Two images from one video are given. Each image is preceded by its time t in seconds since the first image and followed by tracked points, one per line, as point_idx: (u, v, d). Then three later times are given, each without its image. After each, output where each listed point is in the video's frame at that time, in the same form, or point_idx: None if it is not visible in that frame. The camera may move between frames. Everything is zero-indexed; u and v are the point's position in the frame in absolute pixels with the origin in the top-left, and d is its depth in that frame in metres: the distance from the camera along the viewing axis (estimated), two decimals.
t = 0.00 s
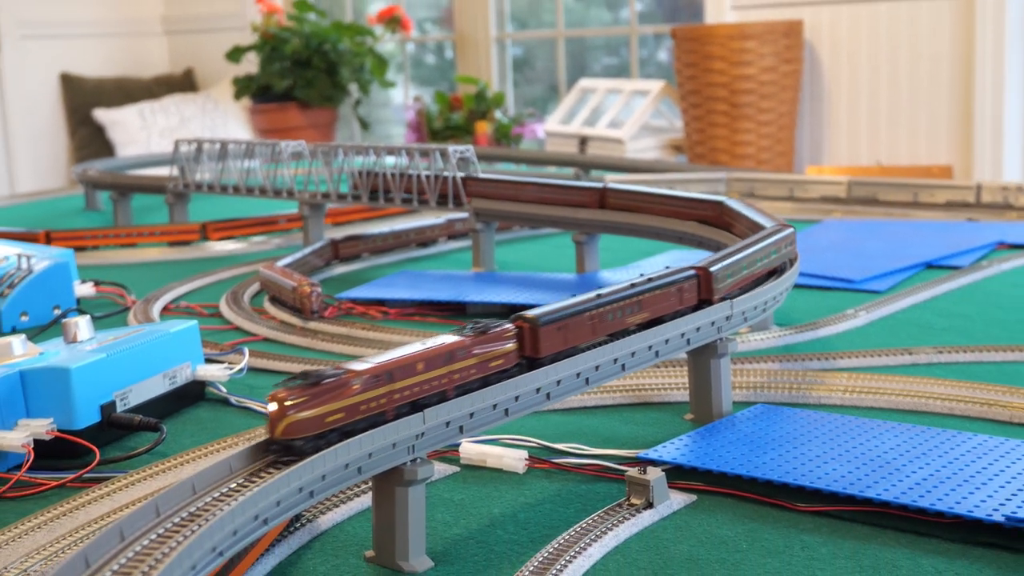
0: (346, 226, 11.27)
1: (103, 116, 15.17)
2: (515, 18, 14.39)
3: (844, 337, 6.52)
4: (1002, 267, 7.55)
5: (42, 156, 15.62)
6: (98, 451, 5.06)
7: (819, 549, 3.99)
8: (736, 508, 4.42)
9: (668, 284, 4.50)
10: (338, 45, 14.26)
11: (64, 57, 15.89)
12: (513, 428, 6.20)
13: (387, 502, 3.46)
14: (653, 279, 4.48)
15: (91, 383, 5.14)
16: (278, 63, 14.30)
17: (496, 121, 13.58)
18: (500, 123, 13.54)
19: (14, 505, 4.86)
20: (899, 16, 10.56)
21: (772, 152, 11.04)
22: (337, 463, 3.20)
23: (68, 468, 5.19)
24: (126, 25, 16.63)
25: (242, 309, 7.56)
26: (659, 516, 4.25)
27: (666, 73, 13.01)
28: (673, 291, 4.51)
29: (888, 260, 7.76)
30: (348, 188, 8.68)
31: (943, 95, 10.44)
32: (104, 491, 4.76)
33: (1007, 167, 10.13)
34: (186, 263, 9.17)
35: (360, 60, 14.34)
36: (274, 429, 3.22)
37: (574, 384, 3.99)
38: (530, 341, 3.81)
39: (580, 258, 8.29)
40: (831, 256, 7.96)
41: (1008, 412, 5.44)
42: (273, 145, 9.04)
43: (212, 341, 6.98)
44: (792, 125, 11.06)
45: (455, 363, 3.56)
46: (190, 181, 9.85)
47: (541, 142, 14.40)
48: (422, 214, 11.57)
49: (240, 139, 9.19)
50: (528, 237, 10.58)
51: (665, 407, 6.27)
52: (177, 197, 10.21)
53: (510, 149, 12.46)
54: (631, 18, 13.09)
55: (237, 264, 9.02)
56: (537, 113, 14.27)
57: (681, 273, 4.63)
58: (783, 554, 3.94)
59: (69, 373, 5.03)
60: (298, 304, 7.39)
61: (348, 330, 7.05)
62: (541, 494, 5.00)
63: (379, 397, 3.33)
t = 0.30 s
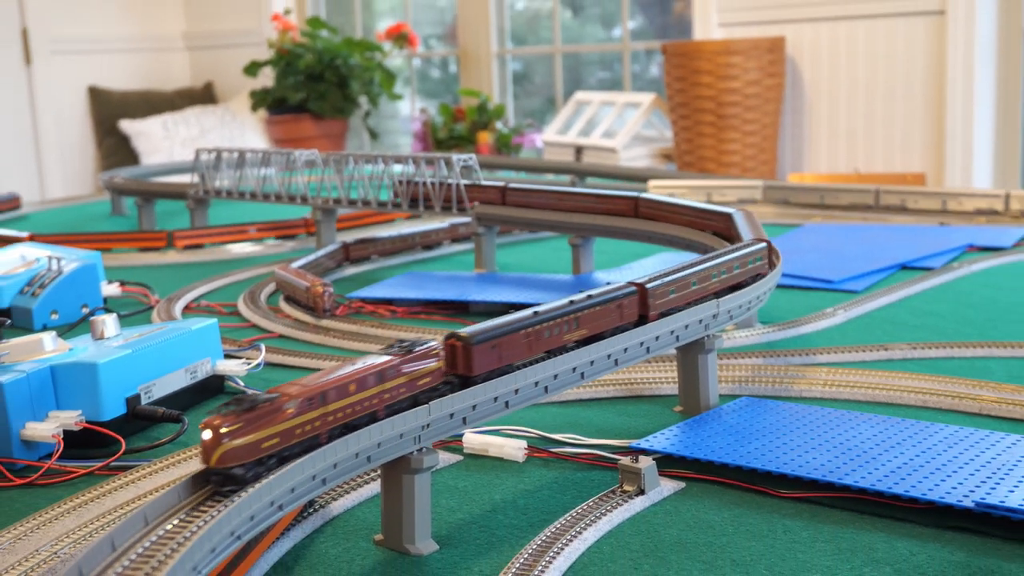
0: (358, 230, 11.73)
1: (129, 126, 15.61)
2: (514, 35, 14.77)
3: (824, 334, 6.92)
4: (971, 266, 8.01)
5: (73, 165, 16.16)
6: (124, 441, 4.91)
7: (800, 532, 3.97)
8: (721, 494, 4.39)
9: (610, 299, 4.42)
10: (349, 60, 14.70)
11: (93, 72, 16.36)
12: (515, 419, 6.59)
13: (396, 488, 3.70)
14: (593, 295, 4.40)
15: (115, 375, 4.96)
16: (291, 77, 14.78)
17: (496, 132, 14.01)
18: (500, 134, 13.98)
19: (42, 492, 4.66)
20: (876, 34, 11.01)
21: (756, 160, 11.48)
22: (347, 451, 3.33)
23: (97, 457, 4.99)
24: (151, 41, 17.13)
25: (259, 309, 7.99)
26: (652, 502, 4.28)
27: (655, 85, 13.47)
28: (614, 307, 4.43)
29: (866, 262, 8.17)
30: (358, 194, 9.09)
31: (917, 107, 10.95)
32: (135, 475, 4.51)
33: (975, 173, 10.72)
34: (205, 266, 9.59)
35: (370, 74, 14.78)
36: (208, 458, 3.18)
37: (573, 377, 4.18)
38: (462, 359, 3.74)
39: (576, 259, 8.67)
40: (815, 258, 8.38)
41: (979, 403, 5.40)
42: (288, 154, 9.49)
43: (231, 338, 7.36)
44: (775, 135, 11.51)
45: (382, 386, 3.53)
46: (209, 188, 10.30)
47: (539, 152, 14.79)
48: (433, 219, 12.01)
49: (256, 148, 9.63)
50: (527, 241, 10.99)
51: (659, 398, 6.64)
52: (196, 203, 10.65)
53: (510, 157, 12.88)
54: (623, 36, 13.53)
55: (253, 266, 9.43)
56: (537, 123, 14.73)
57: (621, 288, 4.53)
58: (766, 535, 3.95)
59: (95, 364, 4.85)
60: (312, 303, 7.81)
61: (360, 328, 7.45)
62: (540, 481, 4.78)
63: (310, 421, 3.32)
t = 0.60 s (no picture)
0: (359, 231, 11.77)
1: (131, 127, 15.66)
2: (514, 37, 14.81)
3: (823, 333, 6.96)
4: (969, 268, 8.04)
5: (75, 167, 16.20)
6: (126, 440, 4.92)
7: (798, 531, 4.02)
8: (720, 493, 4.44)
9: (561, 314, 4.18)
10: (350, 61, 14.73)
11: (93, 73, 16.41)
12: (515, 418, 6.64)
13: (398, 488, 3.74)
14: (544, 310, 4.17)
15: (117, 375, 4.98)
16: (293, 79, 14.84)
17: (496, 133, 14.07)
18: (500, 135, 14.03)
19: (46, 491, 4.69)
20: (873, 36, 11.05)
21: (754, 161, 11.54)
22: (349, 450, 3.37)
23: (99, 457, 5.01)
24: (154, 43, 17.18)
25: (262, 309, 8.03)
26: (650, 501, 4.32)
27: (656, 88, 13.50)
28: (565, 322, 4.19)
29: (863, 263, 8.22)
30: (358, 195, 9.13)
31: (913, 109, 10.99)
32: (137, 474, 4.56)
33: (972, 175, 10.77)
34: (207, 266, 9.64)
35: (371, 76, 14.82)
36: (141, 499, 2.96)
37: (570, 377, 4.21)
38: (396, 381, 3.58)
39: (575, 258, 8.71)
40: (812, 259, 8.43)
41: (975, 402, 5.44)
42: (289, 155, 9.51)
43: (233, 338, 7.41)
44: (774, 135, 11.55)
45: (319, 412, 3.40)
46: (212, 189, 10.34)
47: (541, 152, 14.81)
48: (433, 220, 12.05)
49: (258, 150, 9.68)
50: (527, 241, 11.04)
51: (658, 398, 6.69)
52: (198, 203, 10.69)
53: (511, 157, 12.92)
54: (623, 38, 13.57)
55: (254, 266, 9.47)
56: (538, 125, 14.77)
57: (574, 303, 4.31)
58: (764, 536, 3.98)
59: (96, 365, 4.88)
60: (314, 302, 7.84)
61: (362, 327, 7.50)
62: (538, 479, 4.81)
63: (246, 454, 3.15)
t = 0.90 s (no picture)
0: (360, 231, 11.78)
1: (131, 127, 15.70)
2: (514, 37, 14.82)
3: (822, 333, 6.96)
4: (968, 267, 8.05)
5: (75, 167, 16.23)
6: (126, 440, 4.92)
7: (798, 531, 4.02)
8: (720, 493, 4.44)
9: (510, 330, 3.95)
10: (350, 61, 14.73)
11: (93, 73, 16.43)
12: (515, 419, 6.63)
13: (399, 487, 3.74)
14: (492, 326, 3.94)
15: (116, 375, 4.98)
16: (293, 79, 14.87)
17: (496, 133, 14.08)
18: (500, 135, 14.03)
19: (46, 491, 4.69)
20: (873, 36, 11.06)
21: (754, 161, 11.54)
22: (349, 450, 3.36)
23: (100, 457, 5.00)
24: (154, 43, 17.19)
25: (262, 309, 8.03)
26: (649, 501, 4.32)
27: (656, 88, 13.50)
28: (515, 338, 3.96)
29: (863, 262, 8.22)
30: (358, 195, 9.14)
31: (913, 109, 10.99)
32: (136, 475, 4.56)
33: (972, 175, 10.77)
34: (207, 266, 9.64)
35: (371, 76, 14.81)
36: (85, 546, 2.75)
37: (569, 377, 4.21)
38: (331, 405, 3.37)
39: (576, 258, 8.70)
40: (811, 258, 8.44)
41: (975, 403, 5.44)
42: (289, 154, 9.51)
43: (233, 338, 7.41)
44: (774, 136, 11.56)
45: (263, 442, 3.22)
46: (212, 189, 10.35)
47: (542, 153, 14.80)
48: (433, 220, 12.05)
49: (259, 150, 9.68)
50: (527, 241, 11.04)
51: (658, 398, 6.69)
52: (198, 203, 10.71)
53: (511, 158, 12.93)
54: (623, 38, 13.58)
55: (254, 267, 9.47)
56: (538, 125, 14.77)
57: (524, 318, 4.07)
58: (765, 535, 3.98)
59: (96, 365, 4.88)
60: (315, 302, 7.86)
61: (362, 327, 7.50)
62: (538, 479, 4.81)
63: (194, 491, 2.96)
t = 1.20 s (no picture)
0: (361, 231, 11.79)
1: (131, 128, 15.72)
2: (514, 37, 14.81)
3: (822, 333, 6.95)
4: (967, 267, 8.05)
5: (75, 166, 16.26)
6: (125, 440, 4.91)
7: (798, 531, 4.02)
8: (720, 493, 4.44)
9: (458, 345, 3.76)
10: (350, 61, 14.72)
11: (94, 73, 16.45)
12: (515, 419, 6.63)
13: (399, 487, 3.74)
14: (441, 341, 3.75)
15: (116, 375, 4.98)
16: (293, 79, 14.88)
17: (496, 133, 14.08)
18: (501, 135, 14.04)
19: (46, 491, 4.69)
20: (873, 36, 11.06)
21: (754, 161, 11.54)
22: (349, 450, 3.36)
23: (100, 457, 5.00)
24: (154, 43, 17.18)
25: (263, 309, 8.03)
26: (649, 501, 4.32)
27: (655, 88, 13.49)
28: (465, 354, 3.77)
29: (863, 262, 8.23)
30: (358, 195, 9.14)
31: (913, 109, 10.99)
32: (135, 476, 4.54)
33: (972, 175, 10.78)
34: (208, 265, 9.64)
35: (371, 76, 14.81)
36: None
37: (569, 377, 4.21)
38: (272, 430, 3.20)
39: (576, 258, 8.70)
40: (811, 258, 8.44)
41: (975, 402, 5.44)
42: (289, 155, 9.51)
43: (233, 338, 7.40)
44: (774, 136, 11.56)
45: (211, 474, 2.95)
46: (212, 189, 10.36)
47: (542, 153, 14.80)
48: (433, 220, 12.04)
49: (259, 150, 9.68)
50: (527, 241, 11.04)
51: (658, 398, 6.69)
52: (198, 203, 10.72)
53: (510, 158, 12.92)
54: (623, 37, 13.57)
55: (254, 267, 9.47)
56: (538, 125, 14.78)
57: (474, 332, 3.88)
58: (766, 535, 3.99)
59: (96, 365, 4.88)
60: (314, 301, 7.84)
61: (362, 327, 7.50)
62: (538, 479, 4.82)
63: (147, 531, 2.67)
